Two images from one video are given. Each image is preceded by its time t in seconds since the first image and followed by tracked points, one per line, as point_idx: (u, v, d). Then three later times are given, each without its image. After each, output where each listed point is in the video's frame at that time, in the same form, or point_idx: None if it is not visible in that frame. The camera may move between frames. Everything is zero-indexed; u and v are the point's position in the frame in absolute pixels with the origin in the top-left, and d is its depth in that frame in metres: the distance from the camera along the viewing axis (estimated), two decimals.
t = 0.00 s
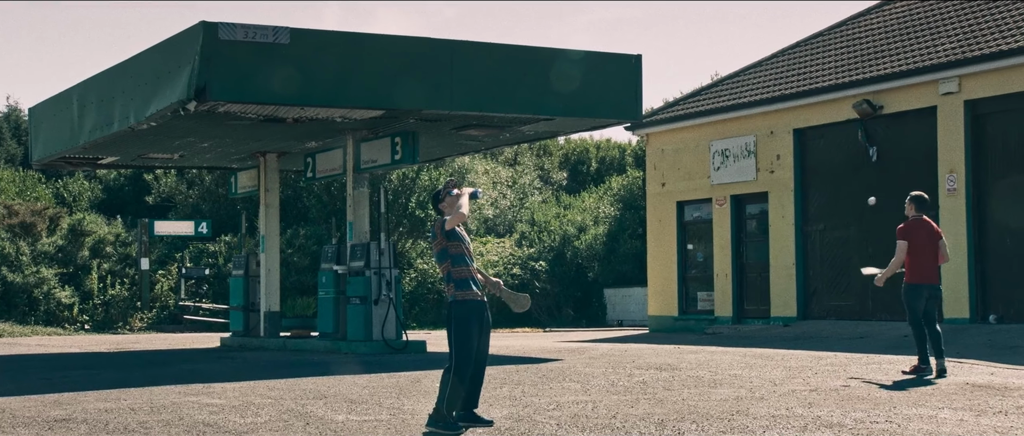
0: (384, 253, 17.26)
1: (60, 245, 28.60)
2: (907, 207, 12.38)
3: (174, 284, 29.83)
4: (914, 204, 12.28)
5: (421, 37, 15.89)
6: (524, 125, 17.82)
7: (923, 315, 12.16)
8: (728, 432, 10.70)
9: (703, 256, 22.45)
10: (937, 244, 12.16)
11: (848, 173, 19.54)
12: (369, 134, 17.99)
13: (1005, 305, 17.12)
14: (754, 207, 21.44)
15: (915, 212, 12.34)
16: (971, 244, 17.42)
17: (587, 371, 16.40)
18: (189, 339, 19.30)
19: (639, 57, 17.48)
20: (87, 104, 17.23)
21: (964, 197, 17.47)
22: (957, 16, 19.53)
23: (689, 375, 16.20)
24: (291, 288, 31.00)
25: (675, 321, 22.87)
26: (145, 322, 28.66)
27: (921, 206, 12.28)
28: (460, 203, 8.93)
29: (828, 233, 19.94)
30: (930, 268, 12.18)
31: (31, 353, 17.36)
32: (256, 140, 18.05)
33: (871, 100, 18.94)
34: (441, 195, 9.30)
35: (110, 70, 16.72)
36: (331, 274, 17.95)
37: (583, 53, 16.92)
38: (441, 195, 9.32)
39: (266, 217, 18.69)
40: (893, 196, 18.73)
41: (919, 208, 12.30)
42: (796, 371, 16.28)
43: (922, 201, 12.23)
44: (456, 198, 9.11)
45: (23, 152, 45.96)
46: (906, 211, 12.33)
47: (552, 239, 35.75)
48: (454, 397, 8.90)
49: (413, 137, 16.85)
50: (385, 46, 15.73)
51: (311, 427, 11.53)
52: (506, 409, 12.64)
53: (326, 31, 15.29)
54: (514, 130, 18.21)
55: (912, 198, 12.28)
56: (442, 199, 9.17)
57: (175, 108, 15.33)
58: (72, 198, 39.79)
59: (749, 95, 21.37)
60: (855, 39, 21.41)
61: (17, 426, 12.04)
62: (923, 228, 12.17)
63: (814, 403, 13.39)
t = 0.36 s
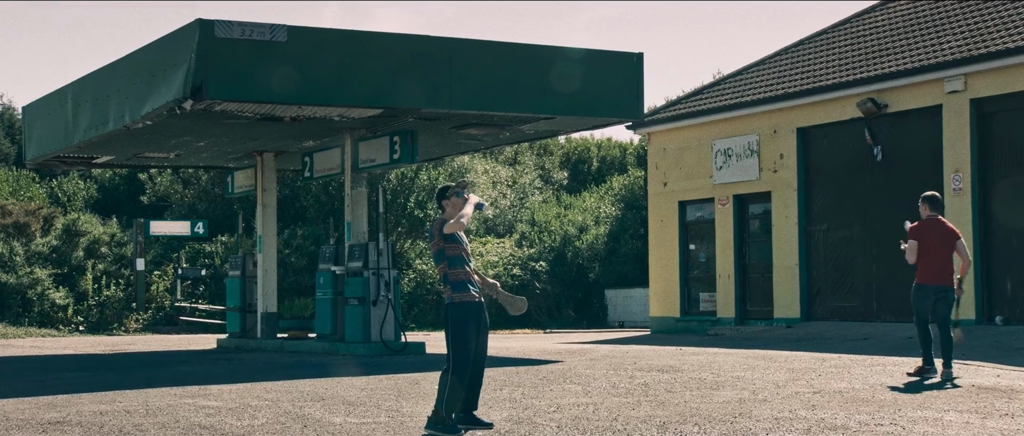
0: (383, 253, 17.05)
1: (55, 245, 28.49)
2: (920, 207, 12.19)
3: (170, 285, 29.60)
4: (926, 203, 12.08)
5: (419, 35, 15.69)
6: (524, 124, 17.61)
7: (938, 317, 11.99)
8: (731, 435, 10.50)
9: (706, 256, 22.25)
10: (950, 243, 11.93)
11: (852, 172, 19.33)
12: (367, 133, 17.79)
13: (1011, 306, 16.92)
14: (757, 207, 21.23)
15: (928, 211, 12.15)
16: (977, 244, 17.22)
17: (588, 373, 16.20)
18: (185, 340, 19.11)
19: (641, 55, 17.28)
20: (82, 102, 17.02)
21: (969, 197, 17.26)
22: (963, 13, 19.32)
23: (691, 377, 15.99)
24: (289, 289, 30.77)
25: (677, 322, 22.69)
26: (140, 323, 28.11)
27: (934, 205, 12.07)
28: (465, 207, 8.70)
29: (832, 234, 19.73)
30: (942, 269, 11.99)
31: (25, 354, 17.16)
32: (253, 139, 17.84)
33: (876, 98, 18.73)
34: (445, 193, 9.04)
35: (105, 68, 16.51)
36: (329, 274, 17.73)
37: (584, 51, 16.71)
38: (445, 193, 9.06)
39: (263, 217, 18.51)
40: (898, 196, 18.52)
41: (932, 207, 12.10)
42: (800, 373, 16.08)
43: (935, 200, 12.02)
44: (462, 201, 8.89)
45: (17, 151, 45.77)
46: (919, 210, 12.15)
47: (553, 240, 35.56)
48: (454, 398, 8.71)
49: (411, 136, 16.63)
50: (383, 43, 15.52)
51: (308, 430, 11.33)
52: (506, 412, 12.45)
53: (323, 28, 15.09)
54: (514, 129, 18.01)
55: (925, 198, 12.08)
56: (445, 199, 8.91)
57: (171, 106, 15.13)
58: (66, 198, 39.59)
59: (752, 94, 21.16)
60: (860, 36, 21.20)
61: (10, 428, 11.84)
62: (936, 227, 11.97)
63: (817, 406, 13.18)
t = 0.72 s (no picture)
0: (381, 254, 16.68)
1: (46, 246, 28.24)
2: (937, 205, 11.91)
3: (164, 286, 29.16)
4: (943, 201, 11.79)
5: (418, 31, 15.38)
6: (525, 122, 17.31)
7: (952, 316, 11.76)
8: None
9: (710, 256, 21.94)
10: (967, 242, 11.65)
11: (859, 172, 19.03)
12: (365, 131, 17.48)
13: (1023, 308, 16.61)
14: (761, 207, 20.91)
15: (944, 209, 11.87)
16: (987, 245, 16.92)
17: (589, 375, 15.89)
18: (180, 342, 18.80)
19: (644, 52, 16.96)
20: (75, 100, 16.73)
21: (979, 196, 16.95)
22: (971, 9, 19.01)
23: (694, 380, 15.68)
24: (284, 290, 30.26)
25: (680, 324, 22.38)
26: (134, 324, 27.78)
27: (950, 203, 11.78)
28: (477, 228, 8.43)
29: (838, 234, 19.42)
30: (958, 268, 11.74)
31: (16, 357, 16.84)
32: (248, 137, 17.54)
33: (883, 96, 18.43)
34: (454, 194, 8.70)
35: (98, 64, 16.21)
36: (326, 275, 17.41)
37: (586, 48, 16.40)
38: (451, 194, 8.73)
39: (259, 217, 18.22)
40: (905, 195, 18.21)
41: (949, 205, 11.81)
42: (806, 375, 15.76)
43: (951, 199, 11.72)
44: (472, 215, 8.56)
45: (10, 151, 45.37)
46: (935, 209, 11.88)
47: (553, 240, 35.26)
48: (451, 396, 8.57)
49: (410, 135, 16.31)
50: (381, 40, 15.21)
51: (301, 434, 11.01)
52: (505, 415, 12.15)
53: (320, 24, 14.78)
54: (514, 127, 17.70)
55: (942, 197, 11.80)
56: (456, 205, 8.61)
57: (165, 104, 14.84)
58: (58, 197, 39.24)
59: (757, 91, 20.85)
60: (867, 33, 20.90)
61: None
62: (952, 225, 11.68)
63: (824, 409, 12.87)
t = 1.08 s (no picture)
0: (379, 254, 16.44)
1: (38, 246, 27.97)
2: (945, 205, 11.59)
3: (158, 287, 28.81)
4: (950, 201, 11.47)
5: (417, 28, 15.11)
6: (525, 121, 17.04)
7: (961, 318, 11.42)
8: None
9: (712, 257, 21.68)
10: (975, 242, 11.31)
11: (864, 170, 18.77)
12: (362, 130, 17.21)
13: None
14: (765, 206, 20.65)
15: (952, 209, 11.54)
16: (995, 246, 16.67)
17: (590, 378, 15.61)
18: (175, 344, 18.54)
19: (645, 49, 16.67)
20: (67, 98, 16.48)
21: (987, 196, 16.71)
22: (979, 6, 18.75)
23: (697, 382, 15.40)
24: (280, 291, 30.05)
25: (683, 325, 22.11)
26: (128, 325, 27.48)
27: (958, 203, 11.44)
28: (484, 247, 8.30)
29: (844, 234, 19.16)
30: (966, 269, 11.40)
31: (7, 359, 16.59)
32: (244, 136, 17.27)
33: (889, 94, 18.17)
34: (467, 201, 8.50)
35: (91, 62, 15.95)
36: (324, 276, 17.14)
37: (587, 46, 16.13)
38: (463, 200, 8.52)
39: (255, 216, 17.97)
40: (911, 195, 17.95)
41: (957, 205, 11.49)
42: (810, 377, 15.50)
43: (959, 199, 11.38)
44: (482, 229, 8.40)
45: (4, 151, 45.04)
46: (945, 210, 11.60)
47: (554, 240, 35.02)
48: (446, 393, 8.40)
49: (408, 133, 16.04)
50: (380, 37, 14.94)
51: None
52: (505, 418, 11.89)
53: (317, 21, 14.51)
54: (514, 125, 17.43)
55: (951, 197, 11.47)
56: (469, 214, 8.41)
57: (159, 102, 14.59)
58: (50, 197, 38.98)
59: (761, 89, 20.59)
60: (872, 30, 20.64)
61: None
62: (960, 225, 11.35)
63: (829, 412, 12.61)
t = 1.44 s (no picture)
0: (377, 255, 16.24)
1: (31, 246, 27.73)
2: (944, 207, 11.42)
3: (153, 288, 28.67)
4: (948, 202, 11.31)
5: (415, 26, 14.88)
6: (525, 119, 16.81)
7: (963, 319, 11.18)
8: None
9: (716, 257, 21.45)
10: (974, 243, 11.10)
11: (870, 170, 18.55)
12: (360, 128, 16.97)
13: None
14: (769, 206, 20.43)
15: (950, 211, 11.37)
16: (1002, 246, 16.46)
17: (591, 380, 15.38)
18: (170, 346, 18.32)
19: (647, 47, 16.44)
20: (60, 96, 16.26)
21: (994, 195, 16.50)
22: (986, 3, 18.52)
23: (699, 384, 15.16)
24: (277, 292, 29.85)
25: (685, 327, 21.87)
26: (121, 328, 27.14)
27: (957, 204, 11.27)
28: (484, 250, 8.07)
29: (848, 234, 18.93)
30: (965, 269, 11.13)
31: None
32: (239, 135, 17.04)
33: (894, 92, 17.95)
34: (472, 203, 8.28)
35: (85, 59, 15.72)
36: (321, 276, 16.91)
37: (587, 44, 15.91)
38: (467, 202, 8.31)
39: (250, 215, 17.78)
40: (917, 194, 17.73)
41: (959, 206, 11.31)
42: (814, 380, 15.27)
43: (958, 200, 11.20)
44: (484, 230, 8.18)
45: None
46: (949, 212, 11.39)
47: (555, 241, 34.80)
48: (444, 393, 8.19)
49: (406, 132, 15.86)
50: (378, 35, 14.71)
51: None
52: (505, 421, 11.67)
53: (313, 18, 14.28)
54: (514, 124, 17.20)
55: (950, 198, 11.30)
56: (474, 217, 8.18)
57: (154, 100, 14.37)
58: (44, 197, 38.70)
59: (765, 87, 20.36)
60: (878, 27, 20.41)
61: None
62: (958, 226, 11.15)
63: (833, 415, 12.37)
